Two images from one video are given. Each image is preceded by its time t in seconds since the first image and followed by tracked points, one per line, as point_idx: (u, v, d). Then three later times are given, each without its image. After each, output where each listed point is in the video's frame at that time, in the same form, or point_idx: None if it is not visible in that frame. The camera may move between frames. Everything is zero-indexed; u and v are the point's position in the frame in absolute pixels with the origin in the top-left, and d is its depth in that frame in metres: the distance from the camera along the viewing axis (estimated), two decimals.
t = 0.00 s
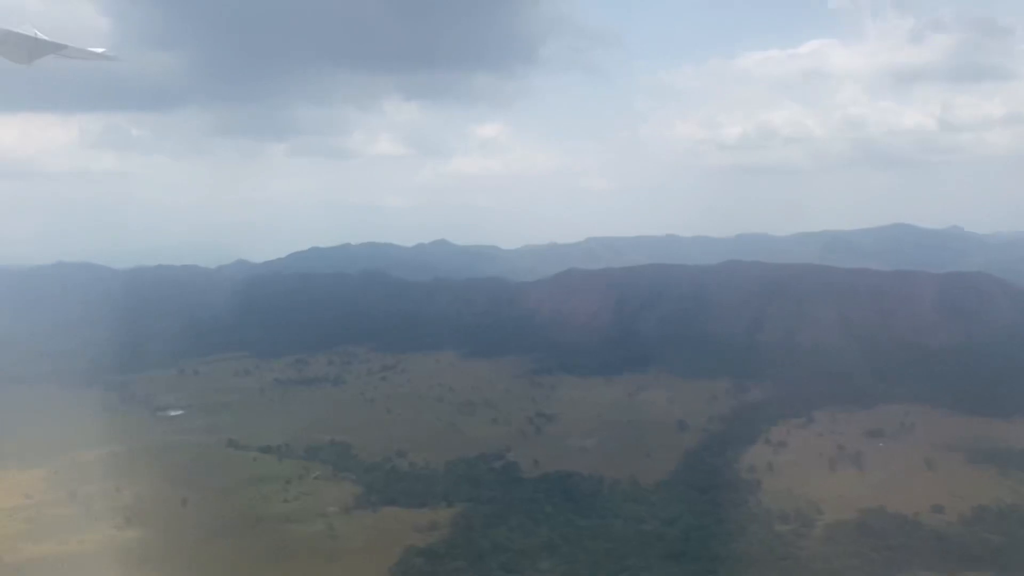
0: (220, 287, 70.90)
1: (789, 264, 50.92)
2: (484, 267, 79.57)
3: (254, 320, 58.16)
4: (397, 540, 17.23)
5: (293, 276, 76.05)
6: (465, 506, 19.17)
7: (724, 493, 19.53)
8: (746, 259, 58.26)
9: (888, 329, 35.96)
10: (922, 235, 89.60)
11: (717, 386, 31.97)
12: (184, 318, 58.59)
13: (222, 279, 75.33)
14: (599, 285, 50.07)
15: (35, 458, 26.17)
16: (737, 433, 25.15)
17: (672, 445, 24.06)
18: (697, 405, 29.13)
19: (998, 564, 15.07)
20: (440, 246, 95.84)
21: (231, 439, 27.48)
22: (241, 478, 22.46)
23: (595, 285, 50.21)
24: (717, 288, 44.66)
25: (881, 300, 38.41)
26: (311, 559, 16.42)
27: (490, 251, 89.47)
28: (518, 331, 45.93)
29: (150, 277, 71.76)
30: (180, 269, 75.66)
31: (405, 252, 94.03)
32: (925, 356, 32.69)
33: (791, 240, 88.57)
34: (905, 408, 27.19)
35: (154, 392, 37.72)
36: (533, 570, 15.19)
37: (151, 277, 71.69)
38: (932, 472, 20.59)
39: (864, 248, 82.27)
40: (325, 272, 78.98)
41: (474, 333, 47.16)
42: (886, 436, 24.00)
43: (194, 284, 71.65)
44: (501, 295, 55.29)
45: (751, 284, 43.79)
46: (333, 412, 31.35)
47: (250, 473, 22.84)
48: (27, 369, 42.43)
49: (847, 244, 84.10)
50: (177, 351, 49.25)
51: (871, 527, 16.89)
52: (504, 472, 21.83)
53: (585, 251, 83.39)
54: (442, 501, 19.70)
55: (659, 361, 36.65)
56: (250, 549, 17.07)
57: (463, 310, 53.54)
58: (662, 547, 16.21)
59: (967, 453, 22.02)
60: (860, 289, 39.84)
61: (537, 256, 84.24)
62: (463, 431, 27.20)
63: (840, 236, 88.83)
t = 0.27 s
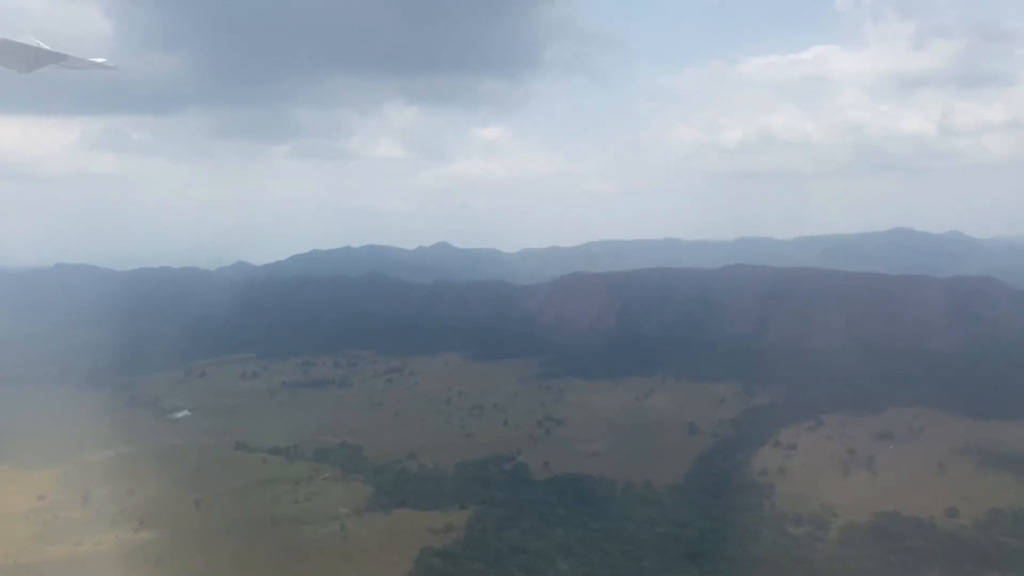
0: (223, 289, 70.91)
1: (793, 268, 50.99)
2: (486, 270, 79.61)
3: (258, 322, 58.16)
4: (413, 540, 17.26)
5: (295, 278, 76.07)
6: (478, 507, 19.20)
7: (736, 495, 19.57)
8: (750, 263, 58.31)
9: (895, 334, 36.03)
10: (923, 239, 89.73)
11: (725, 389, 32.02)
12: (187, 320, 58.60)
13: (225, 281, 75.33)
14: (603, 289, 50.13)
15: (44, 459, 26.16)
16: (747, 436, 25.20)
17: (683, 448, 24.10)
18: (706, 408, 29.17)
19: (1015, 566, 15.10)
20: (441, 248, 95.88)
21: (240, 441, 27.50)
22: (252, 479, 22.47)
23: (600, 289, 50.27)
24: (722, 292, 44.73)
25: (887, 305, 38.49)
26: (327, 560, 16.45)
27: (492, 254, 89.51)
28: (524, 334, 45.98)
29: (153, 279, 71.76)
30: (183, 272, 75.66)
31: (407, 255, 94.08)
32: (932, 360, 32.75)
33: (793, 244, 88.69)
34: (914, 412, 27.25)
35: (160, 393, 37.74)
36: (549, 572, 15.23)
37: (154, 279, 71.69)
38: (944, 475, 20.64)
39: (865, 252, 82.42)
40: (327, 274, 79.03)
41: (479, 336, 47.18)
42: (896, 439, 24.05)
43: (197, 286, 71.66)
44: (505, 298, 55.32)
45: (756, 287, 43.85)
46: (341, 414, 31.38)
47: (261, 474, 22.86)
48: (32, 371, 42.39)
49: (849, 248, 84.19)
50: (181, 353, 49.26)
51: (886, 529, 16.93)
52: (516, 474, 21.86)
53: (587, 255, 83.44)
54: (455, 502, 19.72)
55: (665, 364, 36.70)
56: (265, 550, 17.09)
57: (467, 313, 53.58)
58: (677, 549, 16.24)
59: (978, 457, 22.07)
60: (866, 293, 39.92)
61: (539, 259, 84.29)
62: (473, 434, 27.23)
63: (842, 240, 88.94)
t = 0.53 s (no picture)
0: (226, 287, 70.79)
1: (798, 268, 50.95)
2: (489, 269, 79.53)
3: (261, 320, 58.07)
4: (428, 541, 17.25)
5: (298, 276, 75.96)
6: (492, 508, 19.19)
7: (751, 496, 19.55)
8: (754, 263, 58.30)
9: (902, 336, 36.04)
10: (924, 238, 89.72)
11: (733, 390, 32.00)
12: (191, 318, 58.49)
13: (227, 279, 75.19)
14: (608, 288, 50.09)
15: (53, 457, 26.10)
16: (757, 437, 25.19)
17: (694, 449, 24.09)
18: (715, 409, 29.16)
19: None
20: (443, 247, 95.82)
21: (250, 440, 27.46)
22: (263, 479, 22.41)
23: (605, 288, 50.23)
24: (728, 293, 44.72)
25: (895, 306, 38.50)
26: (343, 561, 16.44)
27: (494, 253, 89.46)
28: (529, 334, 45.94)
29: (155, 276, 71.61)
30: (185, 269, 75.53)
31: (409, 253, 93.99)
32: (940, 361, 32.78)
33: (795, 243, 88.68)
34: (923, 413, 27.26)
35: (167, 392, 37.66)
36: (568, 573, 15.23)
37: (157, 276, 71.54)
38: (957, 476, 20.64)
39: (867, 252, 82.45)
40: (330, 273, 78.95)
41: (484, 335, 47.14)
42: (907, 440, 24.05)
43: (199, 283, 71.52)
44: (510, 297, 55.26)
45: (762, 288, 43.82)
46: (349, 413, 31.34)
47: (272, 474, 22.83)
48: (36, 369, 42.21)
49: (851, 248, 84.17)
50: (186, 351, 49.17)
51: (903, 532, 16.92)
52: (528, 474, 21.84)
53: (589, 254, 83.40)
54: (469, 503, 19.71)
55: (672, 364, 36.68)
56: (281, 551, 17.08)
57: (471, 312, 53.52)
58: (694, 550, 16.23)
59: (990, 458, 22.07)
60: (872, 295, 39.94)
61: (542, 258, 84.23)
62: (482, 433, 27.21)
63: (844, 239, 88.92)
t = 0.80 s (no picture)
0: (231, 286, 70.80)
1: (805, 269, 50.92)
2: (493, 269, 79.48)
3: (267, 320, 58.07)
4: (444, 540, 17.30)
5: (302, 276, 75.97)
6: (506, 508, 19.24)
7: (765, 497, 19.58)
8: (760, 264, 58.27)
9: (910, 337, 36.03)
10: (929, 239, 89.60)
11: (742, 391, 32.01)
12: (197, 317, 58.52)
13: (232, 279, 75.20)
14: (614, 289, 50.10)
15: (64, 455, 26.14)
16: (769, 438, 25.20)
17: (706, 450, 24.10)
18: (725, 410, 29.17)
19: None
20: (447, 247, 95.79)
21: (261, 440, 27.49)
22: (276, 479, 22.46)
23: (611, 289, 50.24)
24: (735, 294, 44.73)
25: (902, 307, 38.56)
26: (360, 559, 16.50)
27: (497, 253, 89.50)
28: (536, 334, 45.95)
29: (160, 275, 71.65)
30: (190, 269, 75.57)
31: (413, 253, 93.93)
32: (949, 363, 32.76)
33: (799, 244, 88.57)
34: (934, 414, 27.26)
35: (175, 391, 37.69)
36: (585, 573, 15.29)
37: (162, 276, 71.58)
38: (970, 478, 20.66)
39: (870, 252, 82.51)
40: (334, 273, 78.97)
41: (491, 336, 47.14)
42: (918, 442, 24.06)
43: (204, 283, 71.54)
44: (515, 297, 55.30)
45: (769, 289, 43.82)
46: (359, 413, 31.37)
47: (285, 473, 22.87)
48: (44, 368, 42.26)
49: (855, 249, 84.06)
50: (192, 351, 49.19)
51: (918, 533, 16.95)
52: (541, 475, 21.87)
53: (593, 254, 83.33)
54: (483, 503, 19.75)
55: (680, 365, 36.70)
56: (298, 549, 17.13)
57: (477, 312, 53.51)
58: (710, 550, 16.27)
59: (1002, 460, 22.08)
60: (880, 296, 39.92)
61: (546, 258, 84.19)
62: (493, 434, 27.23)
63: (848, 240, 88.80)
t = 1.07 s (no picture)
0: (234, 282, 70.72)
1: (810, 266, 50.90)
2: (496, 266, 79.48)
3: (272, 316, 58.08)
4: (461, 536, 17.36)
5: (306, 272, 75.92)
6: (521, 504, 19.31)
7: (779, 494, 19.64)
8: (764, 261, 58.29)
9: (917, 335, 36.08)
10: (931, 237, 89.56)
11: (751, 388, 32.06)
12: (201, 313, 58.46)
13: (235, 274, 75.14)
14: (620, 286, 50.10)
15: (77, 449, 26.23)
16: (779, 435, 25.26)
17: (715, 447, 24.17)
18: (734, 407, 29.21)
19: None
20: (450, 244, 95.75)
21: (271, 435, 27.52)
22: (290, 473, 22.53)
23: (617, 286, 50.23)
24: (742, 291, 44.73)
25: (910, 306, 38.54)
26: (379, 554, 16.58)
27: (501, 250, 89.43)
28: (542, 331, 45.98)
29: (164, 270, 71.56)
30: (194, 264, 75.47)
31: (415, 249, 93.89)
32: (957, 361, 32.82)
33: (802, 242, 88.53)
34: (944, 412, 27.30)
35: (183, 386, 37.68)
36: (603, 569, 15.37)
37: (166, 271, 71.49)
38: (983, 475, 20.71)
39: (875, 251, 82.40)
40: (337, 269, 78.94)
41: (497, 332, 47.16)
42: (929, 439, 24.13)
43: (208, 279, 71.47)
44: (521, 294, 55.28)
45: (776, 286, 43.83)
46: (367, 409, 31.41)
47: (298, 468, 22.92)
48: (51, 364, 42.22)
49: (858, 247, 84.05)
50: (198, 346, 49.18)
51: (935, 530, 17.02)
52: (554, 470, 21.94)
53: (596, 251, 83.30)
54: (497, 498, 19.83)
55: (688, 362, 36.72)
56: (315, 544, 17.21)
57: (482, 309, 53.53)
58: (726, 546, 16.35)
59: (1014, 457, 22.13)
60: (887, 295, 39.94)
61: (549, 255, 84.18)
62: (503, 429, 27.30)
63: (851, 238, 88.76)
